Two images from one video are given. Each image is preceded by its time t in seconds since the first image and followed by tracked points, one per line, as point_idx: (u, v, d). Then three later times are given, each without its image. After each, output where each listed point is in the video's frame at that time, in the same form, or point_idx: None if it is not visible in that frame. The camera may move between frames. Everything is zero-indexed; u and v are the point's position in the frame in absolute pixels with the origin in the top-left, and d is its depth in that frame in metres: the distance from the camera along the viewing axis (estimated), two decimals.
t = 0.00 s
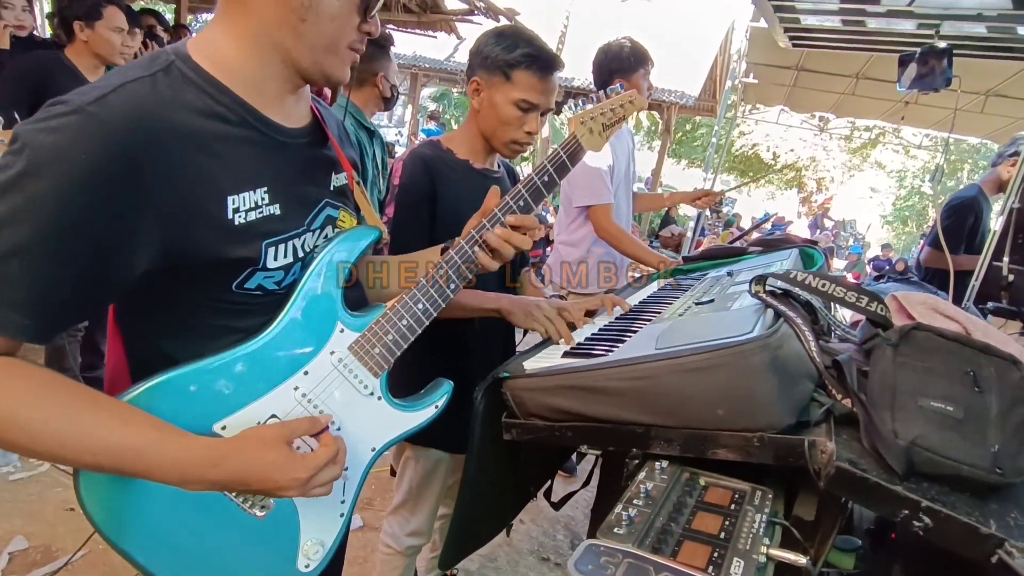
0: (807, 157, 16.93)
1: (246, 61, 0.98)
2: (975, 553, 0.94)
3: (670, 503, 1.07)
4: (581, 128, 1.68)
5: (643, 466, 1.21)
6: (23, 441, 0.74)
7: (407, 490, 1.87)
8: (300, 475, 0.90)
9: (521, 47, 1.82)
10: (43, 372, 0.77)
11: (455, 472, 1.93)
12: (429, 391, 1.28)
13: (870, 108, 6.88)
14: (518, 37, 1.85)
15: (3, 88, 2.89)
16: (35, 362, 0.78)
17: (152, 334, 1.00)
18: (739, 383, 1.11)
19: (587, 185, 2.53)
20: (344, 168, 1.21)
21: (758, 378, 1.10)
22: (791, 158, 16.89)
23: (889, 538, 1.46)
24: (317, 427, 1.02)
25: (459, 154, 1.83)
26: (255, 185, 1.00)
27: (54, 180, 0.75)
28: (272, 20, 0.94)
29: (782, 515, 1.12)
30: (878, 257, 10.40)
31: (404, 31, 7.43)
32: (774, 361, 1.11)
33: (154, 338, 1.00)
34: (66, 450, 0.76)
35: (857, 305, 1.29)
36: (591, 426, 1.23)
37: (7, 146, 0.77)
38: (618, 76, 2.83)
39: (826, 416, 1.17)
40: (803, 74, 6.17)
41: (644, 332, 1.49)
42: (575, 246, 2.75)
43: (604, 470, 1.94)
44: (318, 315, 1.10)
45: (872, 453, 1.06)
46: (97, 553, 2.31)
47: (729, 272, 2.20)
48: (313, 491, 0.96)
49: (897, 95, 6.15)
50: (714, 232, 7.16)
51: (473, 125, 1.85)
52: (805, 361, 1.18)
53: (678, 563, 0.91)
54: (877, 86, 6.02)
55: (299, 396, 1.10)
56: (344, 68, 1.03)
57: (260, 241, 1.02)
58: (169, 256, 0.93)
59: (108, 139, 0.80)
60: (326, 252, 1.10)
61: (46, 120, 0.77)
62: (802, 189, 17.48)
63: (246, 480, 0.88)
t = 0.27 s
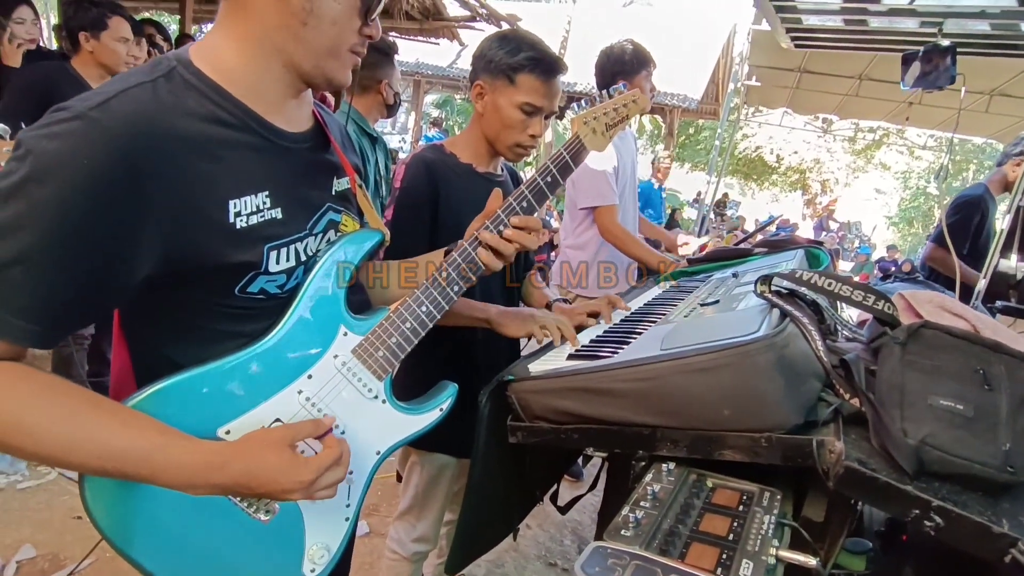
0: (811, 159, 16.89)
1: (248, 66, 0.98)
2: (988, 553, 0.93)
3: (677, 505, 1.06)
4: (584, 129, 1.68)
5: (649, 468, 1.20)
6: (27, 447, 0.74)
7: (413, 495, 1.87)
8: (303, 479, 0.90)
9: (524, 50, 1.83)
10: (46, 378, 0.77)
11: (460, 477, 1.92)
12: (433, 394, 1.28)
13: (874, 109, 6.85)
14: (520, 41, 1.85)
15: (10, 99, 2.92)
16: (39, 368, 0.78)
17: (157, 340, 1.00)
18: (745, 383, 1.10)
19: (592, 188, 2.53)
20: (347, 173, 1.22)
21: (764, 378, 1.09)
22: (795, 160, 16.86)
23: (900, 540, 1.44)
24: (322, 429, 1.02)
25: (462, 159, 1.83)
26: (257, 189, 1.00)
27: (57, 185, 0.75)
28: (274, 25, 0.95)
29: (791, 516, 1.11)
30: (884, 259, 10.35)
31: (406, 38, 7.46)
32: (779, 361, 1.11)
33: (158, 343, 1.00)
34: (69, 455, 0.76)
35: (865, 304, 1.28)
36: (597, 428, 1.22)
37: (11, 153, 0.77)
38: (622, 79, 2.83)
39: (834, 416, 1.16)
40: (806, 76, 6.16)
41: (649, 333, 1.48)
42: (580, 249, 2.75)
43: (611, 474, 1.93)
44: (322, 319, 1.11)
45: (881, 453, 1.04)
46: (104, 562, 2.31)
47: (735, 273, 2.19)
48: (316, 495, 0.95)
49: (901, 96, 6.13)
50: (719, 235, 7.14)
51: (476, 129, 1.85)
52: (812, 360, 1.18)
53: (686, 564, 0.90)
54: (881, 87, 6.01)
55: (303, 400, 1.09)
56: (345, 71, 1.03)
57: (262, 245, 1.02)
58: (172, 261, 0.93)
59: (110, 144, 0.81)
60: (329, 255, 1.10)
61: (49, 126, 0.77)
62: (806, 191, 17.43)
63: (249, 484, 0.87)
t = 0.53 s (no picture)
0: (814, 162, 16.86)
1: (249, 70, 0.98)
2: (1002, 553, 0.91)
3: (685, 507, 1.05)
4: (585, 130, 1.68)
5: (657, 470, 1.19)
6: (29, 452, 0.73)
7: (418, 500, 1.86)
8: (304, 483, 0.89)
9: (525, 53, 1.83)
10: (47, 383, 0.76)
11: (465, 481, 1.91)
12: (437, 397, 1.27)
13: (877, 110, 6.84)
14: (522, 44, 1.85)
15: (16, 108, 2.95)
16: (40, 373, 0.78)
17: (159, 345, 1.00)
18: (751, 383, 1.09)
19: (595, 192, 2.53)
20: (348, 176, 1.21)
21: (770, 378, 1.08)
22: (798, 162, 16.83)
23: (911, 542, 1.42)
24: (323, 433, 1.02)
25: (464, 162, 1.83)
26: (258, 193, 1.00)
27: (57, 190, 0.75)
28: (274, 29, 0.95)
29: (800, 518, 1.09)
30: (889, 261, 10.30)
31: (408, 45, 7.48)
32: (786, 361, 1.10)
33: (160, 348, 1.00)
34: (70, 460, 0.75)
35: (872, 304, 1.26)
36: (602, 431, 1.21)
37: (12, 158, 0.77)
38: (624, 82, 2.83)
39: (843, 416, 1.15)
40: (808, 78, 6.15)
41: (654, 335, 1.47)
42: (584, 253, 2.75)
43: (618, 478, 1.92)
44: (325, 323, 1.10)
45: (891, 453, 1.03)
46: (110, 569, 2.30)
47: (739, 274, 2.18)
48: (318, 499, 0.94)
49: (904, 97, 6.11)
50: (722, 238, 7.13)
51: (478, 132, 1.85)
52: (819, 360, 1.16)
53: (695, 567, 0.89)
54: (884, 89, 6.01)
55: (306, 403, 1.09)
56: (346, 74, 1.03)
57: (264, 248, 1.01)
58: (173, 265, 0.93)
59: (111, 149, 0.80)
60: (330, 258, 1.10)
61: (50, 131, 0.77)
62: (810, 194, 17.39)
63: (251, 489, 0.86)
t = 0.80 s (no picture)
0: (817, 164, 16.83)
1: (250, 72, 0.98)
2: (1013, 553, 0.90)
3: (691, 508, 1.04)
4: (587, 131, 1.68)
5: (663, 471, 1.18)
6: (30, 454, 0.73)
7: (422, 503, 1.85)
8: (305, 484, 0.89)
9: (531, 56, 1.82)
10: (48, 385, 0.76)
11: (470, 484, 1.90)
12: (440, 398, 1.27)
13: (880, 111, 6.82)
14: (525, 46, 1.85)
15: (22, 116, 2.96)
16: (42, 375, 0.78)
17: (162, 346, 1.00)
18: (757, 382, 1.08)
19: (598, 194, 2.52)
20: (351, 177, 1.21)
21: (776, 377, 1.07)
22: (801, 164, 16.81)
23: (920, 543, 1.41)
24: (325, 434, 1.01)
25: (467, 164, 1.83)
26: (260, 194, 0.99)
27: (59, 191, 0.75)
28: (276, 30, 0.95)
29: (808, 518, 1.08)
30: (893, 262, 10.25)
31: (410, 50, 7.50)
32: (792, 359, 1.09)
33: (163, 350, 1.00)
34: (71, 463, 0.75)
35: (879, 302, 1.26)
36: (607, 432, 1.20)
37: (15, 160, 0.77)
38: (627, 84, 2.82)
39: (850, 415, 1.14)
40: (811, 80, 6.14)
41: (659, 335, 1.46)
42: (587, 255, 2.74)
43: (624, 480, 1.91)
44: (327, 324, 1.10)
45: (900, 452, 1.02)
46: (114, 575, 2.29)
47: (744, 275, 2.17)
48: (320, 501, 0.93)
49: (907, 98, 6.09)
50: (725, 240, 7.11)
51: (482, 134, 1.85)
52: (826, 359, 1.15)
53: (702, 568, 0.88)
54: (886, 90, 6.00)
55: (308, 405, 1.08)
56: (347, 75, 1.03)
57: (265, 249, 1.01)
58: (175, 267, 0.92)
59: (113, 150, 0.80)
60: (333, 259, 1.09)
61: (51, 133, 0.77)
62: (813, 196, 17.36)
63: (253, 491, 0.86)
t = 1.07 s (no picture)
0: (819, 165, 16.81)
1: (251, 71, 0.98)
2: None
3: (697, 508, 1.03)
4: (589, 130, 1.68)
5: (668, 471, 1.17)
6: (30, 454, 0.72)
7: (426, 506, 1.84)
8: (307, 484, 0.88)
9: (532, 57, 1.82)
10: (49, 386, 0.76)
11: (473, 486, 1.89)
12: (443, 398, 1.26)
13: (882, 112, 6.80)
14: (527, 47, 1.85)
15: (24, 121, 2.97)
16: (43, 375, 0.77)
17: (163, 347, 0.99)
18: (763, 380, 1.07)
19: (599, 195, 2.51)
20: (352, 177, 1.21)
21: (782, 375, 1.07)
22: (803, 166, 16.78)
23: (928, 543, 1.39)
24: (327, 434, 1.01)
25: (469, 165, 1.82)
26: (262, 193, 0.99)
27: (60, 190, 0.74)
28: (277, 29, 0.95)
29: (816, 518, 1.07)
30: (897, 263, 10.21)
31: (411, 54, 7.51)
32: (798, 357, 1.08)
33: (164, 350, 0.99)
34: (72, 463, 0.74)
35: (886, 300, 1.24)
36: (611, 432, 1.19)
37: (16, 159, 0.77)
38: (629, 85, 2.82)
39: (857, 413, 1.13)
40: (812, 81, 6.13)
41: (663, 335, 1.46)
42: (587, 256, 2.73)
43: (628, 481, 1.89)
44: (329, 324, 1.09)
45: (908, 451, 1.01)
46: None
47: (747, 275, 2.16)
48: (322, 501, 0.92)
49: (909, 99, 6.07)
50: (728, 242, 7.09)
51: (484, 135, 1.85)
52: (832, 357, 1.14)
53: (709, 568, 0.87)
54: (888, 91, 6.00)
55: (310, 405, 1.08)
56: (348, 75, 1.03)
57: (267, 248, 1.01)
58: (176, 267, 0.92)
59: (115, 150, 0.80)
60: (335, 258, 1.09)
61: (53, 132, 0.77)
62: (815, 198, 17.33)
63: (254, 491, 0.85)
